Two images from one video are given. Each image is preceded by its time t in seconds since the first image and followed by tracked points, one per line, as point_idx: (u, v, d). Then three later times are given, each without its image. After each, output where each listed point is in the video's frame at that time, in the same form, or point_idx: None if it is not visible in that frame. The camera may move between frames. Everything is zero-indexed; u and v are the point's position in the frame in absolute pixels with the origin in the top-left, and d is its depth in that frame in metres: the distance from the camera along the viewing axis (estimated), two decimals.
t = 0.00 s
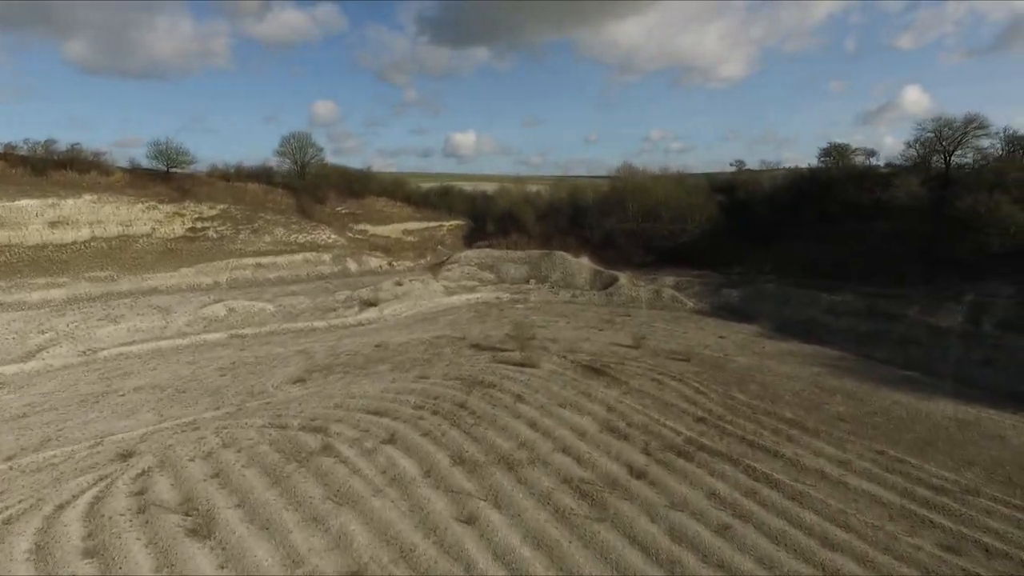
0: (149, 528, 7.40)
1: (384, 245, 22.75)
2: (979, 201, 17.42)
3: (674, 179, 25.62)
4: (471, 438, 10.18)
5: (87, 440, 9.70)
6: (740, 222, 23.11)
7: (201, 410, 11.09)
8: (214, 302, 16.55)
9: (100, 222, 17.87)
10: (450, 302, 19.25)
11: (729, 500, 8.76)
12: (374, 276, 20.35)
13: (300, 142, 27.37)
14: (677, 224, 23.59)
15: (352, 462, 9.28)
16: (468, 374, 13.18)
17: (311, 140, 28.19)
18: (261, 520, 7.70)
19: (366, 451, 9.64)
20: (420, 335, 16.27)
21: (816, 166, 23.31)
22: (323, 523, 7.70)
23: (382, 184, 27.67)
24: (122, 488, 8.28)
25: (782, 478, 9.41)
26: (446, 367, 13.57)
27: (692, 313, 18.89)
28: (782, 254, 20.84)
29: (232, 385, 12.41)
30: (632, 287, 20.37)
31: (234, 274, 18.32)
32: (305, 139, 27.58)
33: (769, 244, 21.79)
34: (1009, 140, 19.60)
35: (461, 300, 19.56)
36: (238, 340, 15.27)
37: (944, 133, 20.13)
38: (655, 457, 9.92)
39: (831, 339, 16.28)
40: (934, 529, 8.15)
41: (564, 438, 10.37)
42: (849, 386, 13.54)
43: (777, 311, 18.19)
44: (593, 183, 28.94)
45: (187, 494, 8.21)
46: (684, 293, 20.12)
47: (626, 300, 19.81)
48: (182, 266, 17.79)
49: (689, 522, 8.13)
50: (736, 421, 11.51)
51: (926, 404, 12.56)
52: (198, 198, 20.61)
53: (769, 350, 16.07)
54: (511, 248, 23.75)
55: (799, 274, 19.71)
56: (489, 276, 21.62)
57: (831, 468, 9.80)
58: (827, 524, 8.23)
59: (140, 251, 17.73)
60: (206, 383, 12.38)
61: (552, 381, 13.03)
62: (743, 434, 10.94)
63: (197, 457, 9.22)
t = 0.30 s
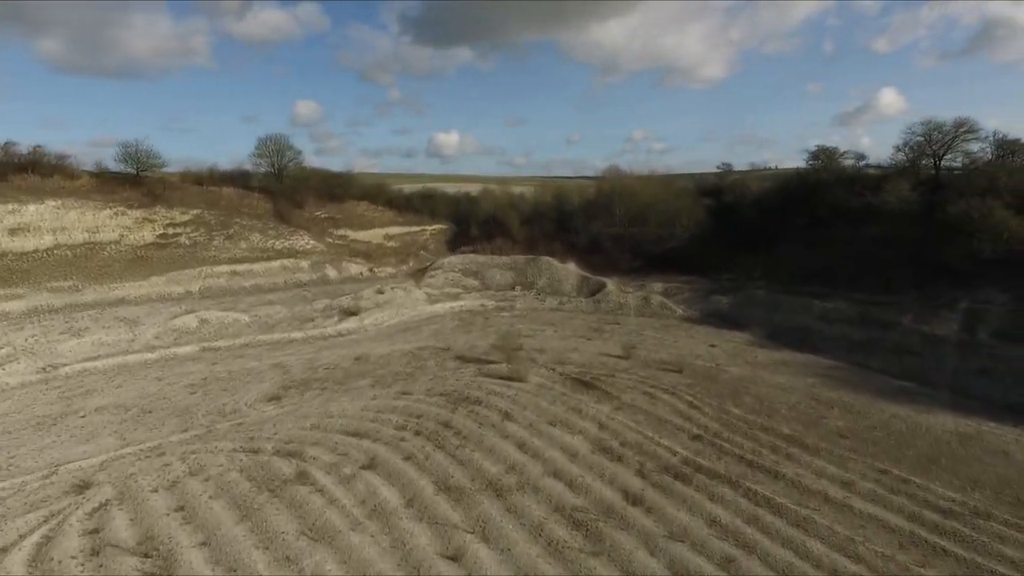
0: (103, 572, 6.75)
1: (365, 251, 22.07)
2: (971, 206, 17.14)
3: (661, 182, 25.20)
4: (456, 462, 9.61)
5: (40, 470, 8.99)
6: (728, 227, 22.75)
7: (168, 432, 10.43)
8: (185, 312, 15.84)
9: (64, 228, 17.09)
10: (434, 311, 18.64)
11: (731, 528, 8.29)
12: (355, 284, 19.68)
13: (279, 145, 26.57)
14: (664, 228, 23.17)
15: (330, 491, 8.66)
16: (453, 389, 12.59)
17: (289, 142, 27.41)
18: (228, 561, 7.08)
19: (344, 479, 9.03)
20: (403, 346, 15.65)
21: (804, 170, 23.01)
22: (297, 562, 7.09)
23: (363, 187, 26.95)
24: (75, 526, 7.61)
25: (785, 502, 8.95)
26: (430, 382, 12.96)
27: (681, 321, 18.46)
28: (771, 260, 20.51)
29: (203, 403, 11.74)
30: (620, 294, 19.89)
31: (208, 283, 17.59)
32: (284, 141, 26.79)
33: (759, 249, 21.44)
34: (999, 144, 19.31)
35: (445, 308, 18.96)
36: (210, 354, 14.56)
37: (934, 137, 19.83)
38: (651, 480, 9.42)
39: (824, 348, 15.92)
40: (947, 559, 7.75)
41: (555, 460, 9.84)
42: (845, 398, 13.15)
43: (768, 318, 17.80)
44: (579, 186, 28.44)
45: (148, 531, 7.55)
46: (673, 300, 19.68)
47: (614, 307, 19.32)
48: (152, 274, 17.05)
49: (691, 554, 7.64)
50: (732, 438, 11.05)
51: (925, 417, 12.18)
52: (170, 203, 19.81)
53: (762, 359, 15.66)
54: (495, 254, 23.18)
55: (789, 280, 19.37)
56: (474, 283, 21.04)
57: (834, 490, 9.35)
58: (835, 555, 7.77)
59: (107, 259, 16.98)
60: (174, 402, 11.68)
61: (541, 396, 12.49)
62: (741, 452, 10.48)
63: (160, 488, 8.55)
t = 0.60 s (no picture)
0: None
1: (347, 257, 21.38)
2: (967, 211, 16.82)
3: (650, 184, 24.75)
4: (443, 488, 9.01)
5: None
6: (719, 231, 22.33)
7: (133, 456, 9.75)
8: (156, 323, 15.15)
9: (28, 235, 16.33)
10: (418, 318, 18.01)
11: (736, 560, 7.78)
12: (336, 291, 18.99)
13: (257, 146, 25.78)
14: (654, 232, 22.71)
15: (306, 524, 8.03)
16: (438, 405, 11.99)
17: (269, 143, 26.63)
18: None
19: (322, 509, 8.39)
20: (386, 358, 15.02)
21: (795, 173, 22.65)
22: None
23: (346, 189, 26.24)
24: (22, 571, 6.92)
25: (791, 528, 8.46)
26: (414, 398, 12.35)
27: (673, 328, 17.98)
28: (763, 265, 20.11)
29: (172, 423, 11.06)
30: (610, 300, 19.38)
31: (181, 291, 16.86)
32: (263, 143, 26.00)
33: (751, 253, 21.04)
34: (992, 147, 19.04)
35: (430, 316, 18.33)
36: (182, 368, 13.87)
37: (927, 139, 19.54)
38: (649, 506, 8.90)
39: (820, 357, 15.50)
40: None
41: (548, 484, 9.27)
42: (846, 411, 12.71)
43: (761, 325, 17.37)
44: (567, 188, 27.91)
45: None
46: (664, 306, 19.21)
47: (604, 314, 18.80)
48: (121, 283, 16.31)
49: None
50: (732, 456, 10.55)
51: (928, 430, 11.75)
52: (141, 207, 19.05)
53: (757, 368, 15.21)
54: (482, 259, 22.59)
55: (782, 285, 18.97)
56: (460, 289, 20.43)
57: (841, 514, 8.86)
58: None
59: (73, 267, 16.26)
60: (141, 422, 11.00)
61: (531, 412, 11.92)
62: (742, 472, 9.98)
63: (120, 523, 7.87)
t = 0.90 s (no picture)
0: None
1: (331, 261, 20.71)
2: (968, 214, 16.43)
3: (642, 186, 24.25)
4: (431, 514, 8.40)
5: None
6: (713, 234, 21.87)
7: (96, 480, 9.07)
8: (128, 331, 14.46)
9: None
10: (405, 325, 17.37)
11: None
12: (319, 297, 18.32)
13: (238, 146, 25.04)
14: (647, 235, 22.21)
15: (281, 557, 7.39)
16: (425, 420, 11.37)
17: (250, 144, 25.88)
18: None
19: (299, 539, 7.74)
20: (370, 368, 14.39)
21: (790, 175, 22.24)
22: None
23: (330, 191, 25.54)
24: None
25: (804, 555, 7.93)
26: (400, 412, 11.73)
27: (668, 334, 17.47)
28: (759, 269, 19.66)
29: (141, 441, 10.39)
30: (602, 305, 18.83)
31: (156, 298, 16.15)
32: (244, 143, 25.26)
33: (746, 257, 20.58)
34: (991, 148, 18.70)
35: (417, 322, 17.70)
36: (155, 380, 13.17)
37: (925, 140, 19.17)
38: (652, 531, 8.33)
39: (820, 364, 15.04)
40: None
41: (543, 508, 8.68)
42: (851, 422, 12.22)
43: (758, 331, 16.88)
44: (557, 190, 27.36)
45: None
46: (658, 311, 18.69)
47: (597, 320, 18.26)
48: (92, 290, 15.60)
49: None
50: (736, 474, 10.01)
51: (937, 443, 11.29)
52: (114, 210, 18.32)
53: (756, 377, 14.72)
54: (470, 263, 21.99)
55: (780, 290, 18.52)
56: (448, 294, 19.81)
57: (855, 539, 8.34)
58: None
59: (42, 273, 15.59)
60: (107, 441, 10.31)
61: (524, 427, 11.33)
62: (747, 492, 9.44)
63: (77, 559, 7.21)
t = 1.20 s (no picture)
0: None
1: (318, 264, 20.01)
2: (977, 215, 15.90)
3: (638, 186, 23.65)
4: (420, 543, 7.74)
5: None
6: (712, 235, 21.30)
7: (57, 506, 8.40)
8: (101, 340, 13.74)
9: None
10: (394, 331, 16.69)
11: None
12: (305, 301, 17.62)
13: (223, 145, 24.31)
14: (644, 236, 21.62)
15: None
16: (414, 435, 10.71)
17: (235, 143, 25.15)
18: None
19: (274, 574, 7.05)
20: (357, 377, 13.71)
21: (790, 174, 21.70)
22: None
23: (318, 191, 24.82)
24: None
25: None
26: (388, 426, 11.06)
27: (667, 339, 16.88)
28: (760, 271, 19.10)
29: (109, 460, 9.70)
30: (599, 309, 18.21)
31: (132, 304, 15.43)
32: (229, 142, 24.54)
33: (747, 260, 20.01)
34: (998, 147, 18.18)
35: (407, 327, 17.02)
36: (129, 392, 12.46)
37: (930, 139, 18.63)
38: (659, 560, 7.70)
39: (827, 371, 14.47)
40: None
41: (541, 534, 8.04)
42: (862, 433, 11.64)
43: (761, 336, 16.30)
44: (552, 189, 26.74)
45: None
46: (656, 315, 18.09)
47: (593, 324, 17.64)
48: (63, 295, 14.92)
49: None
50: (746, 493, 9.40)
51: (954, 457, 10.72)
52: (89, 211, 17.59)
53: (760, 385, 14.13)
54: (463, 265, 21.33)
55: (782, 294, 17.96)
56: (439, 298, 19.15)
57: (877, 566, 7.74)
58: None
59: (11, 278, 14.94)
60: (72, 460, 9.63)
61: (519, 441, 10.68)
62: (759, 513, 8.83)
63: None
